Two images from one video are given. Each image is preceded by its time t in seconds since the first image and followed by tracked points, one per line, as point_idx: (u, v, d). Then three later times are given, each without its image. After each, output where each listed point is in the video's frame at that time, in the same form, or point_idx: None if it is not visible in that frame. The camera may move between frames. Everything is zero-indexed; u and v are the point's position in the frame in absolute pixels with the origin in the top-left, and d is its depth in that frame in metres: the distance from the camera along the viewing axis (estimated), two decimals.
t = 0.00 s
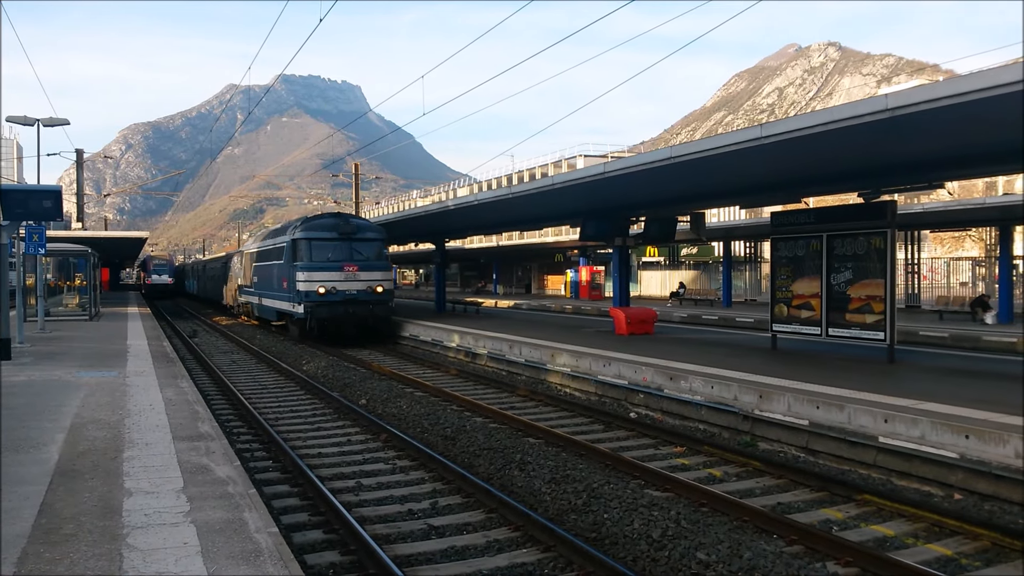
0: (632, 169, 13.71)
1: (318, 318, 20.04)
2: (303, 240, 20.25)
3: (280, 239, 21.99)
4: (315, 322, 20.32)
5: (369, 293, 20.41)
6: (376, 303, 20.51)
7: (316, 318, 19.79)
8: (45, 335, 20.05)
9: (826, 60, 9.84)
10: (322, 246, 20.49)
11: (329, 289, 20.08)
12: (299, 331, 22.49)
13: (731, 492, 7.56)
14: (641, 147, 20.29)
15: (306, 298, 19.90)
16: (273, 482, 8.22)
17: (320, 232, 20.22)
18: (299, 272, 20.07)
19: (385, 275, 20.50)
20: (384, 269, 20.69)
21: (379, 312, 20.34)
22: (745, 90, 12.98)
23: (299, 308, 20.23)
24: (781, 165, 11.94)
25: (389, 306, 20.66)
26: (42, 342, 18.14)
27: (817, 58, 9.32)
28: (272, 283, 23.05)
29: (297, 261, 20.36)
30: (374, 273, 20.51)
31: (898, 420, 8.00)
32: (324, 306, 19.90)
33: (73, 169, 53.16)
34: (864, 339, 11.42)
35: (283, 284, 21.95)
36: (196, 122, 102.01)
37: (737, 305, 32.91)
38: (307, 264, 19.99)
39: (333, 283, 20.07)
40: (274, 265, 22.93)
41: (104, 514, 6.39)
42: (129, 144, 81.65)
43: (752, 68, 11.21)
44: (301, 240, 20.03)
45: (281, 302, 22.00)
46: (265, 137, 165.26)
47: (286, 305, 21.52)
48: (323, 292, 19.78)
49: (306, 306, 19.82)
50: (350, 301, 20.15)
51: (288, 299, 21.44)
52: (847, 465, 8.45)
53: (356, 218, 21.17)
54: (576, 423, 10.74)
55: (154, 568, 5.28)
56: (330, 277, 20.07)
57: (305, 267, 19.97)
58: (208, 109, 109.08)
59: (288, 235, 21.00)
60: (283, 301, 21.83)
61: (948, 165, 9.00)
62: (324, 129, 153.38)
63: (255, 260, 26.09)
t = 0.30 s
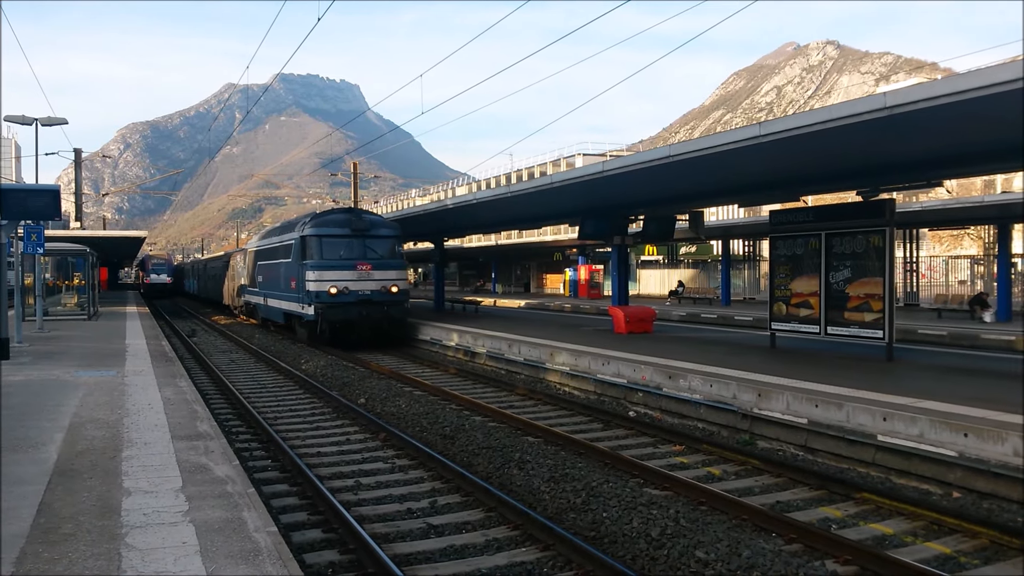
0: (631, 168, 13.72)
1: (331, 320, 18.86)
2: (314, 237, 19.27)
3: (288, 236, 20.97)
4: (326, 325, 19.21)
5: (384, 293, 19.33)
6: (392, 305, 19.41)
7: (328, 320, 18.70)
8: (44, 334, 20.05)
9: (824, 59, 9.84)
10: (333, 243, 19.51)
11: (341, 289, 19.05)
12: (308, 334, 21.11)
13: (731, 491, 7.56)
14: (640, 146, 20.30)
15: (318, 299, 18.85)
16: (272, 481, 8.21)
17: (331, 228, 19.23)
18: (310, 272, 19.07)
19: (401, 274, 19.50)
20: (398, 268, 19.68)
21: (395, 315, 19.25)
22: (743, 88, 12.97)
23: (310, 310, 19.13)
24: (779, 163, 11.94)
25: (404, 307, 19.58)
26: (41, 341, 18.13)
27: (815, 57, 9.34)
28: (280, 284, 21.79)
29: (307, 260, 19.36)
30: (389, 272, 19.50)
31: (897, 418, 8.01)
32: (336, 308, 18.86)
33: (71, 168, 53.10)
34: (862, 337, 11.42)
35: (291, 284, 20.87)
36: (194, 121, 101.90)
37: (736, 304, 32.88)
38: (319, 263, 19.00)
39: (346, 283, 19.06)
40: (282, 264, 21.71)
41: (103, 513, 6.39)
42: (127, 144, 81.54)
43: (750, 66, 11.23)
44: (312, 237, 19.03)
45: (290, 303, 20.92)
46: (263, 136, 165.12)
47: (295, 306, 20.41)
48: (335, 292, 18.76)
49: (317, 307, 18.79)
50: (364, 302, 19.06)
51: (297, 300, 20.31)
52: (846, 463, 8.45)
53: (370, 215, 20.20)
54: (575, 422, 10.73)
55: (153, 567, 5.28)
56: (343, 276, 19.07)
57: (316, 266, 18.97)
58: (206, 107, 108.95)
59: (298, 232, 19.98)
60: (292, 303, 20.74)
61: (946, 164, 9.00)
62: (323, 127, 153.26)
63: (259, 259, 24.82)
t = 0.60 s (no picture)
0: (628, 168, 13.71)
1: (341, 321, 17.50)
2: (323, 232, 17.73)
3: (295, 231, 19.42)
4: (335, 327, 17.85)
5: (399, 293, 17.97)
6: (406, 305, 18.07)
7: (337, 321, 17.33)
8: (39, 332, 19.98)
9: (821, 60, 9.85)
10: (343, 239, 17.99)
11: (353, 288, 17.63)
12: (317, 336, 19.62)
13: (726, 490, 7.57)
14: (638, 145, 20.30)
15: (327, 299, 17.41)
16: (268, 479, 8.20)
17: (341, 223, 17.75)
18: (319, 269, 17.57)
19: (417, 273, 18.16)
20: (413, 266, 18.28)
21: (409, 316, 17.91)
22: (741, 88, 12.96)
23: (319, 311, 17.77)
24: (776, 163, 11.96)
25: (420, 308, 18.24)
26: (36, 339, 18.07)
27: (812, 57, 9.36)
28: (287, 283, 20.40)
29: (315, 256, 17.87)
30: (403, 271, 18.23)
31: (893, 419, 8.03)
32: (347, 309, 17.44)
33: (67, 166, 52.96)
34: (859, 337, 11.44)
35: (298, 283, 19.45)
36: (191, 118, 101.81)
37: (732, 304, 32.91)
38: (329, 260, 17.49)
39: (358, 282, 17.61)
40: (288, 261, 20.24)
41: (98, 511, 6.37)
42: (123, 141, 81.29)
43: (747, 67, 11.24)
44: (321, 232, 17.53)
45: (297, 302, 19.62)
46: (260, 134, 164.76)
47: (303, 306, 19.03)
48: (346, 292, 17.34)
49: (327, 308, 17.35)
50: (377, 302, 17.70)
51: (304, 299, 18.93)
52: (842, 463, 8.48)
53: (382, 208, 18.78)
54: (571, 421, 10.74)
55: (148, 566, 5.27)
56: (354, 275, 17.60)
57: (326, 264, 17.47)
58: (204, 105, 108.83)
59: (306, 226, 18.45)
60: (299, 302, 19.33)
61: (943, 165, 9.00)
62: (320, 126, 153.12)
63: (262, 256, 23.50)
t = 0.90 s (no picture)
0: (626, 168, 13.71)
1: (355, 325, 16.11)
2: (337, 230, 16.31)
3: (306, 229, 18.01)
4: (350, 333, 16.46)
5: (418, 295, 16.57)
6: (426, 308, 16.67)
7: (352, 326, 15.95)
8: (37, 333, 19.96)
9: (818, 60, 9.87)
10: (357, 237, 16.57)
11: (369, 291, 16.20)
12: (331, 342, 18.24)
13: (725, 491, 7.56)
14: (636, 145, 20.28)
15: (341, 302, 15.97)
16: (266, 480, 8.19)
17: (356, 220, 16.35)
18: (332, 271, 16.12)
19: (437, 274, 16.77)
20: (434, 266, 16.86)
21: (429, 319, 16.47)
22: (739, 89, 12.95)
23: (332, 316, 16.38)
24: (775, 164, 11.96)
25: (441, 311, 16.83)
26: (34, 340, 18.04)
27: (810, 57, 9.38)
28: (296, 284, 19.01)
29: (327, 256, 16.45)
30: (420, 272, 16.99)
31: (891, 419, 8.03)
32: (362, 313, 16.02)
33: (65, 167, 52.89)
34: (857, 337, 11.45)
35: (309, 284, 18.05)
36: (188, 119, 101.79)
37: (730, 304, 32.92)
38: (343, 260, 16.06)
39: (374, 284, 16.18)
40: (297, 261, 18.85)
41: (96, 512, 6.36)
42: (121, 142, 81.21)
43: (745, 67, 11.25)
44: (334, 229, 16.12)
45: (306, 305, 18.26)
46: (258, 135, 164.70)
47: (314, 310, 17.63)
48: (362, 294, 15.91)
49: (341, 312, 15.92)
50: (394, 304, 16.31)
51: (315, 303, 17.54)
52: (840, 463, 8.48)
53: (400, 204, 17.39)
54: (570, 421, 10.73)
55: (147, 567, 5.26)
56: (370, 277, 16.17)
57: (340, 264, 16.03)
58: (202, 106, 108.83)
59: (318, 224, 17.01)
60: (309, 306, 17.95)
61: (943, 165, 8.99)
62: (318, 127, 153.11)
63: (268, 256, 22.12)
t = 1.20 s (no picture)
0: (623, 166, 13.71)
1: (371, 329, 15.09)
2: (352, 225, 15.42)
3: (317, 226, 17.05)
4: (367, 337, 15.49)
5: (438, 296, 15.56)
6: (446, 310, 15.66)
7: (369, 330, 14.97)
8: (33, 332, 19.90)
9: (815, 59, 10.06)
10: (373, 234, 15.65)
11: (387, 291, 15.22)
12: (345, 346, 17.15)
13: (721, 488, 7.57)
14: (633, 144, 20.27)
15: (357, 303, 15.01)
16: (262, 479, 8.18)
17: (372, 215, 15.46)
18: (347, 269, 15.19)
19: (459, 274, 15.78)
20: (455, 264, 15.90)
21: (450, 322, 15.47)
22: (735, 87, 12.95)
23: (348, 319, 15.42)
24: (772, 162, 11.96)
25: (463, 313, 15.84)
26: (30, 339, 17.99)
27: (807, 55, 9.38)
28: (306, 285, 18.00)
29: (342, 254, 15.52)
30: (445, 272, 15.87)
31: (887, 416, 8.04)
32: (379, 315, 15.03)
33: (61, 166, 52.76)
34: (852, 335, 11.48)
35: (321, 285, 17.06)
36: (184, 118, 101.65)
37: (726, 302, 32.93)
38: (359, 257, 15.12)
39: (392, 284, 15.21)
40: (307, 260, 17.86)
41: (92, 512, 6.35)
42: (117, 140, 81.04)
43: (742, 65, 11.26)
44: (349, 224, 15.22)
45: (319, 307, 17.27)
46: (255, 133, 164.43)
47: (327, 312, 16.64)
48: (379, 295, 14.94)
49: (357, 314, 14.98)
50: (412, 306, 15.31)
51: (328, 303, 16.55)
52: (837, 461, 8.52)
53: (419, 199, 16.49)
54: (566, 419, 10.74)
55: (143, 566, 5.26)
56: (388, 275, 15.21)
57: (355, 261, 15.10)
58: (198, 105, 108.64)
59: (331, 220, 16.11)
60: (322, 308, 16.97)
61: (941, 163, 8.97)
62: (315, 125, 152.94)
63: (275, 253, 21.06)
